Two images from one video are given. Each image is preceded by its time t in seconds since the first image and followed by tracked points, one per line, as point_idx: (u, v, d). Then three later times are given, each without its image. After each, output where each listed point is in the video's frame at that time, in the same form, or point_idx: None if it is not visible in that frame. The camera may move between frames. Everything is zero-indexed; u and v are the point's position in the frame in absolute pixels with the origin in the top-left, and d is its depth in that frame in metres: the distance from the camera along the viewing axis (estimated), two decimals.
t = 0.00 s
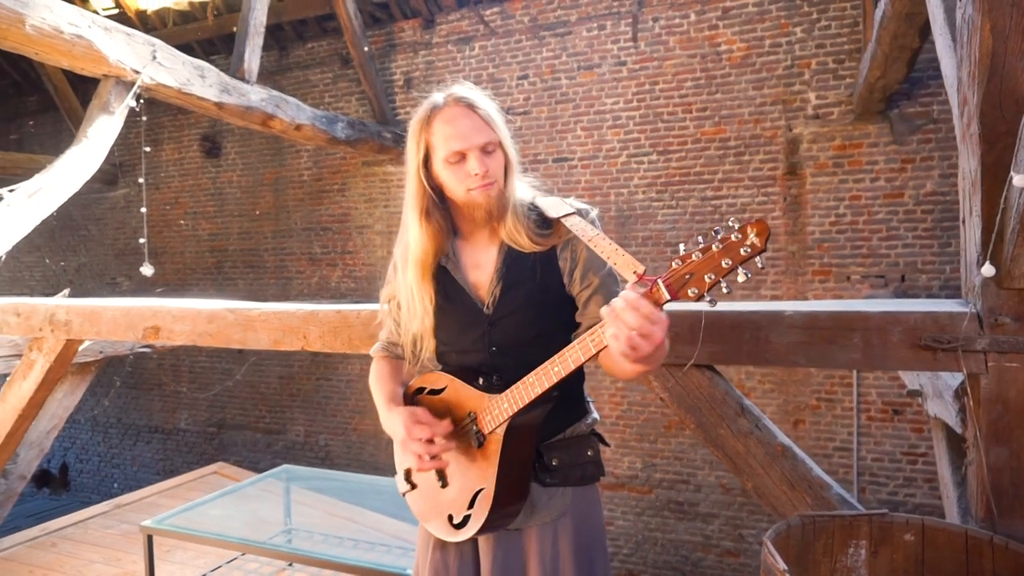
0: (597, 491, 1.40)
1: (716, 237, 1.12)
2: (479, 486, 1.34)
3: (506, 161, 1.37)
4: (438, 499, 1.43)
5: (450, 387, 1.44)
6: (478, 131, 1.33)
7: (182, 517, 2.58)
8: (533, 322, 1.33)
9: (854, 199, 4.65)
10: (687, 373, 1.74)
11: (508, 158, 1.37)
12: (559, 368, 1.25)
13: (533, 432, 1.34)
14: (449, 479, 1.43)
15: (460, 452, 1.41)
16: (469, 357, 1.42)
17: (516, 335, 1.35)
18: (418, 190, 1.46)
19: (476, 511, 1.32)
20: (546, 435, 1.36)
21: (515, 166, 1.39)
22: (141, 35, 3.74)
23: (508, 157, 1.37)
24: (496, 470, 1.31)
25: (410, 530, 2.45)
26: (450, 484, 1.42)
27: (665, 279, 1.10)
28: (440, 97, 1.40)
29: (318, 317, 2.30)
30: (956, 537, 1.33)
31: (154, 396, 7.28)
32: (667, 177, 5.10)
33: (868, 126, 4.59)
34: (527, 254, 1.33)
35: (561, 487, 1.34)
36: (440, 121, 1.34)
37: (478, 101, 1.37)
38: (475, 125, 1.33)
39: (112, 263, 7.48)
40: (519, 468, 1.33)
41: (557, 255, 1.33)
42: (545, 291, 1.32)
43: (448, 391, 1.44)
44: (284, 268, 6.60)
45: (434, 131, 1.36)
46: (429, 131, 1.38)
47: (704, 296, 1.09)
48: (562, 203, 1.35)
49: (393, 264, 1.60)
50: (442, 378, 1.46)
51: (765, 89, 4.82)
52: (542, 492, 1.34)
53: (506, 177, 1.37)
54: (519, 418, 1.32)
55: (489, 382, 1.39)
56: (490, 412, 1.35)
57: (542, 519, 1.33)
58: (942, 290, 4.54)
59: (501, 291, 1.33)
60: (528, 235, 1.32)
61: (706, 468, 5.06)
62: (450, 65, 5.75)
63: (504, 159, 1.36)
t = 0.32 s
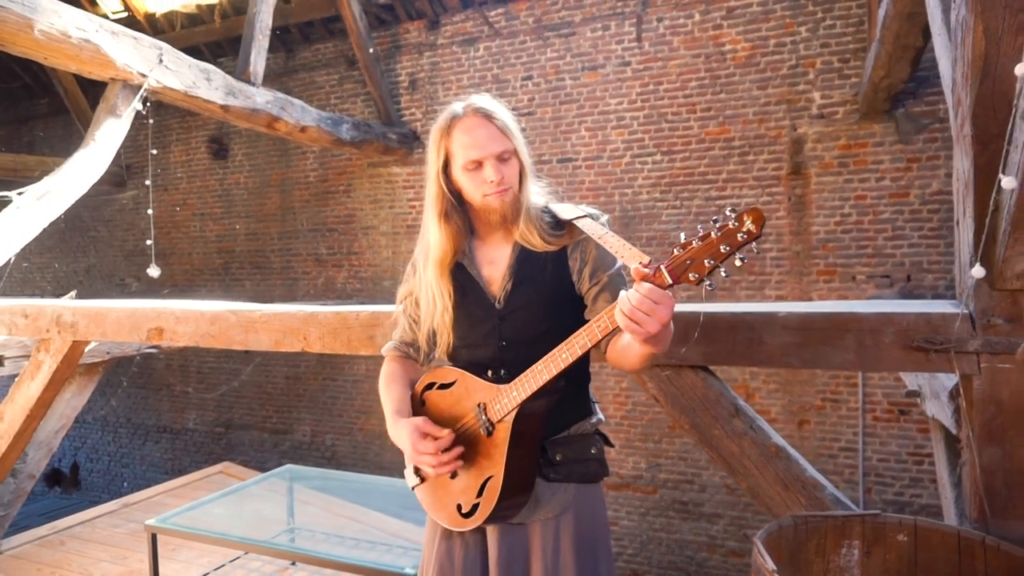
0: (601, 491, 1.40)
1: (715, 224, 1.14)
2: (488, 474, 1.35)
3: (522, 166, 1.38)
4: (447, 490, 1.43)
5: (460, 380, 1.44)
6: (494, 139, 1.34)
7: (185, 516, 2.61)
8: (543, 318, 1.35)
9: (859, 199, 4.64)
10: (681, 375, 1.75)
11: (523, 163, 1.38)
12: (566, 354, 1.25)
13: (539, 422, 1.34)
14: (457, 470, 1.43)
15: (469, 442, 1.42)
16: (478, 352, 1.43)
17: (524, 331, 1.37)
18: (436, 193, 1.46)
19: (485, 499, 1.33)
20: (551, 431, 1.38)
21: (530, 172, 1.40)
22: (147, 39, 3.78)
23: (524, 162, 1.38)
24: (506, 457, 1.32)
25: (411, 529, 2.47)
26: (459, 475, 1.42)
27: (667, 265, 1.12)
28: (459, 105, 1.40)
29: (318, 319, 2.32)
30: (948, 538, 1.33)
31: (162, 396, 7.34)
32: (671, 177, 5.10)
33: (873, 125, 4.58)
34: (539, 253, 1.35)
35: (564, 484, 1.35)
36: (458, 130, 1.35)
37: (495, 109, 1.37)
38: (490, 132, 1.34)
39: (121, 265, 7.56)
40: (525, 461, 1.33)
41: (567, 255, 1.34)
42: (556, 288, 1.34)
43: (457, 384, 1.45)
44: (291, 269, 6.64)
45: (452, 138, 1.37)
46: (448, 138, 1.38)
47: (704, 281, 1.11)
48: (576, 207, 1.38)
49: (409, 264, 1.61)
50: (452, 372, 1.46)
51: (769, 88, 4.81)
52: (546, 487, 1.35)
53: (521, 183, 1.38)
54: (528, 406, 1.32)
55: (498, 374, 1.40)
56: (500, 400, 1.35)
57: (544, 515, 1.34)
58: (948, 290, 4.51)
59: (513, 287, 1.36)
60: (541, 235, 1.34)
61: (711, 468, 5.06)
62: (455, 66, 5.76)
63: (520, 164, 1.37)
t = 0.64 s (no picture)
0: (596, 491, 1.40)
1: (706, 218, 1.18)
2: (484, 465, 1.36)
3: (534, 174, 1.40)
4: (446, 481, 1.45)
5: (460, 374, 1.44)
6: (509, 143, 1.36)
7: (180, 516, 2.63)
8: (543, 318, 1.36)
9: (856, 200, 4.65)
10: (669, 376, 1.76)
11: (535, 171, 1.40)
12: (565, 344, 1.26)
13: (536, 417, 1.35)
14: (455, 462, 1.44)
15: (467, 435, 1.42)
16: (478, 351, 1.44)
17: (525, 330, 1.38)
18: (450, 190, 1.47)
19: (481, 490, 1.34)
20: (550, 428, 1.39)
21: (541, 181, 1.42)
22: (145, 41, 3.80)
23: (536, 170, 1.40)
24: (502, 450, 1.32)
25: (406, 528, 2.48)
26: (457, 467, 1.44)
27: (661, 255, 1.15)
28: (483, 108, 1.42)
29: (311, 320, 2.34)
30: (931, 538, 1.34)
31: (162, 395, 7.35)
32: (669, 177, 5.11)
33: (870, 127, 4.59)
34: (542, 258, 1.36)
35: (559, 480, 1.36)
36: (478, 130, 1.37)
37: (517, 117, 1.39)
38: (505, 136, 1.36)
39: (121, 264, 7.58)
40: (522, 455, 1.34)
41: (568, 260, 1.36)
42: (556, 290, 1.35)
43: (457, 378, 1.44)
44: (290, 269, 6.65)
45: (471, 138, 1.38)
46: (467, 138, 1.40)
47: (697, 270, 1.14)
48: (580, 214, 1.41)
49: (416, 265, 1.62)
50: (453, 367, 1.46)
51: (766, 90, 4.82)
52: (541, 484, 1.36)
53: (530, 190, 1.40)
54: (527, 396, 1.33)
55: (497, 369, 1.40)
56: (498, 393, 1.36)
57: (537, 512, 1.35)
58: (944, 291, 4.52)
59: (515, 287, 1.37)
60: (542, 241, 1.36)
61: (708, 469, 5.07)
62: (453, 67, 5.77)
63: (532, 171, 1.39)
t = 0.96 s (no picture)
0: (591, 493, 1.41)
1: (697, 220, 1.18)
2: (481, 463, 1.36)
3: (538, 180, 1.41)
4: (442, 480, 1.45)
5: (458, 374, 1.44)
6: (515, 148, 1.36)
7: (177, 515, 2.64)
8: (541, 320, 1.37)
9: (855, 200, 4.65)
10: (661, 378, 1.77)
11: (539, 176, 1.41)
12: (559, 343, 1.27)
13: (531, 416, 1.36)
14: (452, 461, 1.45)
15: (464, 433, 1.42)
16: (476, 352, 1.44)
17: (523, 332, 1.38)
18: (452, 196, 1.47)
19: (477, 487, 1.35)
20: (546, 428, 1.40)
21: (544, 185, 1.42)
22: (145, 41, 3.81)
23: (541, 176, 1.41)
24: (497, 448, 1.33)
25: (402, 528, 2.49)
26: (453, 466, 1.44)
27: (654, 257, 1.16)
28: (487, 115, 1.42)
29: (308, 320, 2.35)
30: (920, 540, 1.35)
31: (163, 395, 7.36)
32: (668, 178, 5.11)
33: (869, 128, 4.59)
34: (542, 261, 1.37)
35: (553, 481, 1.37)
36: (484, 136, 1.37)
37: (522, 124, 1.40)
38: (511, 141, 1.36)
39: (122, 264, 7.60)
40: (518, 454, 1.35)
41: (567, 263, 1.37)
42: (555, 291, 1.37)
43: (456, 378, 1.44)
44: (290, 269, 6.67)
45: (476, 144, 1.38)
46: (471, 144, 1.40)
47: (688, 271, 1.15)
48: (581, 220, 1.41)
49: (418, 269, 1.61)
50: (452, 367, 1.46)
51: (765, 90, 4.82)
52: (535, 483, 1.37)
53: (534, 194, 1.41)
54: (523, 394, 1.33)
55: (494, 369, 1.41)
56: (494, 391, 1.36)
57: (531, 511, 1.36)
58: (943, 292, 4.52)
59: (514, 289, 1.38)
60: (545, 245, 1.37)
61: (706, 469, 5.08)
62: (453, 67, 5.77)
63: (536, 176, 1.40)
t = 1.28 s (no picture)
0: (582, 494, 1.41)
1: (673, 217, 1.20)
2: (468, 461, 1.37)
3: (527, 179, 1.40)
4: (431, 479, 1.45)
5: (449, 373, 1.45)
6: (501, 148, 1.36)
7: (174, 516, 2.65)
8: (531, 320, 1.37)
9: (854, 200, 4.64)
10: (655, 379, 1.77)
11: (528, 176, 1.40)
12: (543, 342, 1.28)
13: (521, 414, 1.36)
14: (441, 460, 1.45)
15: (453, 432, 1.43)
16: (467, 351, 1.44)
17: (513, 331, 1.38)
18: (445, 196, 1.49)
19: (464, 485, 1.34)
20: (535, 429, 1.40)
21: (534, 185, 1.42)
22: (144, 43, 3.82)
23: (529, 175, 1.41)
24: (483, 444, 1.34)
25: (398, 529, 2.49)
26: (442, 465, 1.44)
27: (632, 253, 1.17)
28: (477, 116, 1.44)
29: (303, 322, 2.35)
30: (912, 542, 1.35)
31: (163, 395, 7.37)
32: (667, 178, 5.11)
33: (868, 128, 4.58)
34: (532, 261, 1.37)
35: (543, 481, 1.37)
36: (470, 136, 1.38)
37: (510, 124, 1.40)
38: (497, 141, 1.37)
39: (123, 264, 7.62)
40: (507, 453, 1.35)
41: (557, 264, 1.36)
42: (545, 290, 1.36)
43: (446, 377, 1.45)
44: (290, 269, 6.67)
45: (463, 144, 1.40)
46: (460, 144, 1.41)
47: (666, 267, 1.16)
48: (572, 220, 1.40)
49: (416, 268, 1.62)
50: (443, 367, 1.48)
51: (764, 90, 4.82)
52: (525, 484, 1.37)
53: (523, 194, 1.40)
54: (509, 392, 1.33)
55: (483, 368, 1.41)
56: (481, 390, 1.37)
57: (521, 512, 1.36)
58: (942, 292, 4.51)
59: (504, 288, 1.38)
60: (534, 245, 1.36)
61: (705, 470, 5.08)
62: (453, 68, 5.78)
63: (525, 175, 1.40)
